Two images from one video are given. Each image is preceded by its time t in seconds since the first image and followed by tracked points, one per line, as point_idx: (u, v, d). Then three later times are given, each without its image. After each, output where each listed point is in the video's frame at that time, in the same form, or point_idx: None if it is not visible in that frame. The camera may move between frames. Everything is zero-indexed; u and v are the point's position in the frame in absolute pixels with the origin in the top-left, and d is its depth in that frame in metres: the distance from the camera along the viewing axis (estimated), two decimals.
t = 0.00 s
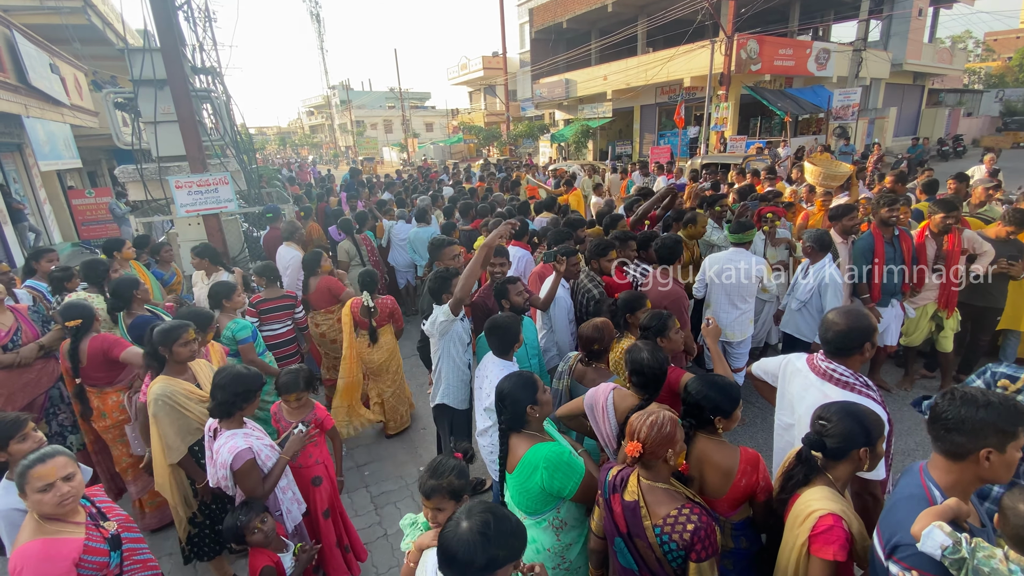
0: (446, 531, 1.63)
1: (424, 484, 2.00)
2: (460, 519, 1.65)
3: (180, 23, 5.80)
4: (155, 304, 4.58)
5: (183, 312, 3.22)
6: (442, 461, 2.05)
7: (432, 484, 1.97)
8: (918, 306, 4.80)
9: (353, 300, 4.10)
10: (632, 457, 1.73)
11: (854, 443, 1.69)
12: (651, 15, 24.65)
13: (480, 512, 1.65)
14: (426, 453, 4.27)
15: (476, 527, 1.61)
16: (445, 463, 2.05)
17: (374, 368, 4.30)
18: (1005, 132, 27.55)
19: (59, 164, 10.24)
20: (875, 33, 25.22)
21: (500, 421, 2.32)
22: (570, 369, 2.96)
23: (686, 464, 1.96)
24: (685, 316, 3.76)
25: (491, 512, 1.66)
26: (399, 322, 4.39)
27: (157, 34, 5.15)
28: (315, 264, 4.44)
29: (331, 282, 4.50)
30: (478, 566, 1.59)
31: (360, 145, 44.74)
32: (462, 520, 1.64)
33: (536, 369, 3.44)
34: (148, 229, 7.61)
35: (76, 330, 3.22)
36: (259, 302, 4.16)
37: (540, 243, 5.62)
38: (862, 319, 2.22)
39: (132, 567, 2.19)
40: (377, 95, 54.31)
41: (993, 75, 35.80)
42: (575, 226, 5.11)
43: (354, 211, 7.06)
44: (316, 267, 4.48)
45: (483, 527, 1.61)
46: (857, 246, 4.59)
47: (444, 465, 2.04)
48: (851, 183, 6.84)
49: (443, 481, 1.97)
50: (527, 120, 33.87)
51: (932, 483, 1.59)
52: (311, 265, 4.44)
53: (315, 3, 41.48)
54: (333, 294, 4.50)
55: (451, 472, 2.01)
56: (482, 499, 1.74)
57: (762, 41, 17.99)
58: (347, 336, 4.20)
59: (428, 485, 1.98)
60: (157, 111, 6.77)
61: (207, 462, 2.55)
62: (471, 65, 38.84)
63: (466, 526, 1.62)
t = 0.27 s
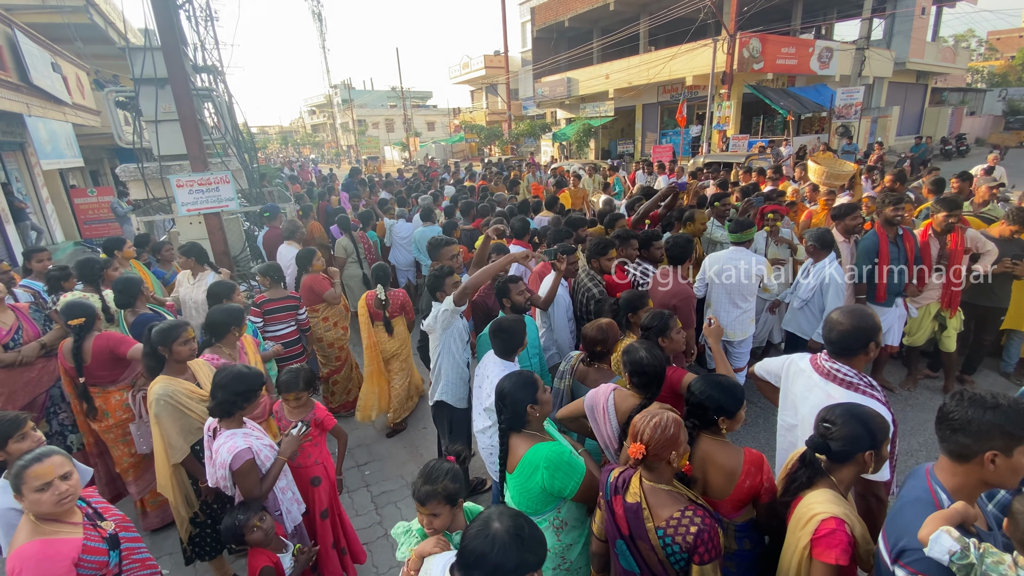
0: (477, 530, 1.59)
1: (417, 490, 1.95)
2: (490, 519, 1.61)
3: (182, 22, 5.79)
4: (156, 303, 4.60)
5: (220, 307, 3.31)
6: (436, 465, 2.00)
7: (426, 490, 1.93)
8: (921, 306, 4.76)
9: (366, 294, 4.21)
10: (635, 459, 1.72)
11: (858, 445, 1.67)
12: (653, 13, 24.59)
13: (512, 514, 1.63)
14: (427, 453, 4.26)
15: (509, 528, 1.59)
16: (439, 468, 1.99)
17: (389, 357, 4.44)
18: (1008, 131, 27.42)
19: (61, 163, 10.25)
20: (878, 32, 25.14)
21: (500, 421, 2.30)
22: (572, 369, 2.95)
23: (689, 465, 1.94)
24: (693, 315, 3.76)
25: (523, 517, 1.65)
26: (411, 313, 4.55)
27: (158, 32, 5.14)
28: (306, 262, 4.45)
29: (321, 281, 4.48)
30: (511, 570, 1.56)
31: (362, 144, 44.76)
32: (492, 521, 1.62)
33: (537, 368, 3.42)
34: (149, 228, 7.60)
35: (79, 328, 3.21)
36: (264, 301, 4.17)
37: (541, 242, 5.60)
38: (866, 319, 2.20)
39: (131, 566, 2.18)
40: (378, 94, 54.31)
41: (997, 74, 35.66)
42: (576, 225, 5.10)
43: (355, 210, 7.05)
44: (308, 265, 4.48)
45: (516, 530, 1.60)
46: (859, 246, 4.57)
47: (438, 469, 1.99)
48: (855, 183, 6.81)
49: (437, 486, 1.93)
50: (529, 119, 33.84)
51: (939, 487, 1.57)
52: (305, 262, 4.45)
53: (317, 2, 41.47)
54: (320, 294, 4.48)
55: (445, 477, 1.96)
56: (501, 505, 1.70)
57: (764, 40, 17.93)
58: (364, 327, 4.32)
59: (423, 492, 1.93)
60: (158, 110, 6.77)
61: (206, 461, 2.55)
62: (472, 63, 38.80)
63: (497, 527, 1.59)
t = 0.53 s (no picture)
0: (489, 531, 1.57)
1: (413, 494, 1.93)
2: (502, 521, 1.59)
3: (177, 19, 5.74)
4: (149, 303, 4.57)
5: (252, 299, 3.47)
6: (432, 467, 1.98)
7: (422, 494, 1.91)
8: (916, 305, 4.80)
9: (371, 281, 4.76)
10: (638, 463, 1.70)
11: (859, 446, 1.67)
12: (650, 12, 24.60)
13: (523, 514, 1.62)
14: (424, 452, 4.24)
15: (523, 528, 1.58)
16: (434, 470, 1.97)
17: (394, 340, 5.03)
18: (1004, 130, 27.53)
19: (55, 161, 10.18)
20: (874, 32, 25.21)
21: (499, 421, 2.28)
22: (571, 368, 2.94)
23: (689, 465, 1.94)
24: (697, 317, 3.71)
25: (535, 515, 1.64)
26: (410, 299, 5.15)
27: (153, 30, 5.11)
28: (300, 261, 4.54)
29: (313, 279, 4.54)
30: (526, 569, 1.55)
31: (359, 142, 44.65)
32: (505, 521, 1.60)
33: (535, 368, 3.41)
34: (144, 226, 7.56)
35: (75, 328, 3.17)
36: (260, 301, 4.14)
37: (538, 242, 5.59)
38: (867, 318, 2.20)
39: (124, 567, 2.15)
40: (375, 92, 54.19)
41: (992, 74, 35.84)
42: (573, 224, 5.09)
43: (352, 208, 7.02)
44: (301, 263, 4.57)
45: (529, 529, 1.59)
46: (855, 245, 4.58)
47: (433, 471, 1.97)
48: (852, 182, 6.83)
49: (433, 490, 1.91)
50: (526, 118, 33.81)
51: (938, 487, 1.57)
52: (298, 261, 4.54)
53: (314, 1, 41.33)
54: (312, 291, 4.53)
55: (441, 479, 1.94)
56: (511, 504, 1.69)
57: (761, 39, 17.96)
58: (369, 313, 4.86)
59: (418, 495, 1.91)
60: (153, 107, 6.73)
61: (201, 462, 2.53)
62: (469, 62, 38.73)
63: (510, 527, 1.57)
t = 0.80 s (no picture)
0: (452, 535, 1.58)
1: (410, 500, 1.91)
2: (464, 521, 1.60)
3: (166, 16, 5.68)
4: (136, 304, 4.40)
5: (281, 292, 3.58)
6: (429, 473, 1.97)
7: (421, 500, 1.89)
8: (905, 304, 4.84)
9: (372, 275, 5.03)
10: (637, 466, 1.70)
11: (851, 444, 1.68)
12: (643, 12, 24.67)
13: (482, 510, 1.62)
14: (418, 453, 4.22)
15: (481, 526, 1.58)
16: (432, 475, 1.97)
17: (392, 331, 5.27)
18: (990, 131, 27.85)
19: (41, 159, 10.03)
20: (864, 33, 25.43)
21: (493, 420, 2.28)
22: (565, 368, 2.94)
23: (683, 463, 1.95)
24: (694, 314, 3.64)
25: (495, 508, 1.64)
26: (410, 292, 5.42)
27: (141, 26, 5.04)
28: (292, 262, 4.50)
29: (307, 280, 4.52)
30: (493, 566, 1.56)
31: (351, 141, 44.43)
32: (467, 521, 1.60)
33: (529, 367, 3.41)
34: (133, 225, 7.47)
35: (62, 328, 3.14)
36: (250, 302, 4.08)
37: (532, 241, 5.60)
38: (859, 316, 2.21)
39: (112, 570, 2.13)
40: (367, 91, 54.02)
41: (979, 75, 36.31)
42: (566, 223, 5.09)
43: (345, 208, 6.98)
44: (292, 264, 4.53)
45: (488, 523, 1.59)
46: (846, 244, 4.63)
47: (431, 477, 1.96)
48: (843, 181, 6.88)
49: (432, 495, 1.90)
50: (519, 118, 33.78)
51: (929, 483, 1.58)
52: (290, 262, 4.50)
53: None
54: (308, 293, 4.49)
55: (439, 485, 1.94)
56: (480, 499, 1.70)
57: (752, 40, 18.06)
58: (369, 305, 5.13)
59: (417, 502, 1.89)
60: (142, 105, 6.65)
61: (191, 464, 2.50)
62: (462, 61, 38.67)
63: (471, 528, 1.57)
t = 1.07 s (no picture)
0: (430, 540, 1.59)
1: (395, 507, 1.91)
2: (438, 527, 1.61)
3: (150, 13, 5.60)
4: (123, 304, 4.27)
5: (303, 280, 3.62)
6: (412, 478, 1.97)
7: (405, 506, 1.90)
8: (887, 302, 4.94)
9: (367, 268, 5.17)
10: (629, 465, 1.71)
11: (834, 440, 1.71)
12: (631, 14, 24.81)
13: (456, 514, 1.62)
14: (408, 454, 4.22)
15: (455, 531, 1.58)
16: (415, 480, 1.96)
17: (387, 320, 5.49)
18: (970, 132, 28.40)
19: (22, 159, 9.84)
20: (848, 35, 25.79)
21: (483, 419, 2.28)
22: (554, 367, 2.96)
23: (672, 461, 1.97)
24: (681, 313, 3.65)
25: (467, 510, 1.64)
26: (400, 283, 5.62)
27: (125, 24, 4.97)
28: (280, 264, 4.46)
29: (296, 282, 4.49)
30: (468, 568, 1.58)
31: (339, 141, 44.14)
32: (443, 526, 1.61)
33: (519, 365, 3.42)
34: (117, 226, 7.36)
35: (44, 329, 3.10)
36: (237, 303, 4.03)
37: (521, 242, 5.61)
38: (842, 314, 2.25)
39: None
40: (356, 90, 53.72)
41: (961, 78, 36.97)
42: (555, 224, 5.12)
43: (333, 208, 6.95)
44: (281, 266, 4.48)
45: (462, 526, 1.59)
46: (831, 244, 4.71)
47: (414, 482, 1.96)
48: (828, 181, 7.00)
49: (416, 500, 1.90)
50: (508, 118, 33.79)
51: (907, 477, 1.62)
52: (278, 264, 4.45)
53: None
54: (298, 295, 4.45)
55: (423, 488, 1.94)
56: (458, 501, 1.70)
57: (739, 41, 18.25)
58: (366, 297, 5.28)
59: (402, 508, 1.90)
60: (125, 104, 6.55)
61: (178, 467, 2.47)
62: (451, 61, 38.60)
63: (446, 533, 1.59)
